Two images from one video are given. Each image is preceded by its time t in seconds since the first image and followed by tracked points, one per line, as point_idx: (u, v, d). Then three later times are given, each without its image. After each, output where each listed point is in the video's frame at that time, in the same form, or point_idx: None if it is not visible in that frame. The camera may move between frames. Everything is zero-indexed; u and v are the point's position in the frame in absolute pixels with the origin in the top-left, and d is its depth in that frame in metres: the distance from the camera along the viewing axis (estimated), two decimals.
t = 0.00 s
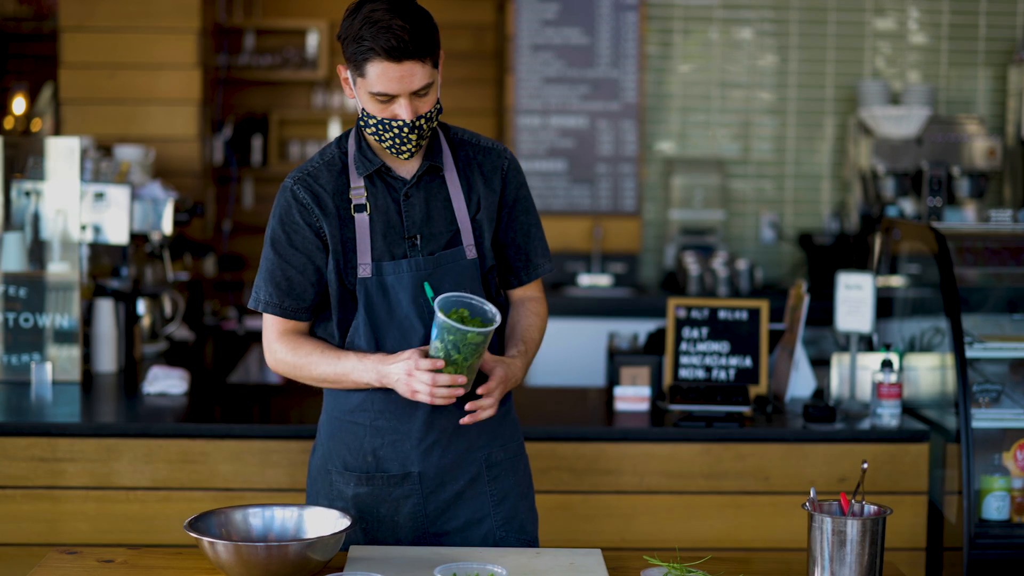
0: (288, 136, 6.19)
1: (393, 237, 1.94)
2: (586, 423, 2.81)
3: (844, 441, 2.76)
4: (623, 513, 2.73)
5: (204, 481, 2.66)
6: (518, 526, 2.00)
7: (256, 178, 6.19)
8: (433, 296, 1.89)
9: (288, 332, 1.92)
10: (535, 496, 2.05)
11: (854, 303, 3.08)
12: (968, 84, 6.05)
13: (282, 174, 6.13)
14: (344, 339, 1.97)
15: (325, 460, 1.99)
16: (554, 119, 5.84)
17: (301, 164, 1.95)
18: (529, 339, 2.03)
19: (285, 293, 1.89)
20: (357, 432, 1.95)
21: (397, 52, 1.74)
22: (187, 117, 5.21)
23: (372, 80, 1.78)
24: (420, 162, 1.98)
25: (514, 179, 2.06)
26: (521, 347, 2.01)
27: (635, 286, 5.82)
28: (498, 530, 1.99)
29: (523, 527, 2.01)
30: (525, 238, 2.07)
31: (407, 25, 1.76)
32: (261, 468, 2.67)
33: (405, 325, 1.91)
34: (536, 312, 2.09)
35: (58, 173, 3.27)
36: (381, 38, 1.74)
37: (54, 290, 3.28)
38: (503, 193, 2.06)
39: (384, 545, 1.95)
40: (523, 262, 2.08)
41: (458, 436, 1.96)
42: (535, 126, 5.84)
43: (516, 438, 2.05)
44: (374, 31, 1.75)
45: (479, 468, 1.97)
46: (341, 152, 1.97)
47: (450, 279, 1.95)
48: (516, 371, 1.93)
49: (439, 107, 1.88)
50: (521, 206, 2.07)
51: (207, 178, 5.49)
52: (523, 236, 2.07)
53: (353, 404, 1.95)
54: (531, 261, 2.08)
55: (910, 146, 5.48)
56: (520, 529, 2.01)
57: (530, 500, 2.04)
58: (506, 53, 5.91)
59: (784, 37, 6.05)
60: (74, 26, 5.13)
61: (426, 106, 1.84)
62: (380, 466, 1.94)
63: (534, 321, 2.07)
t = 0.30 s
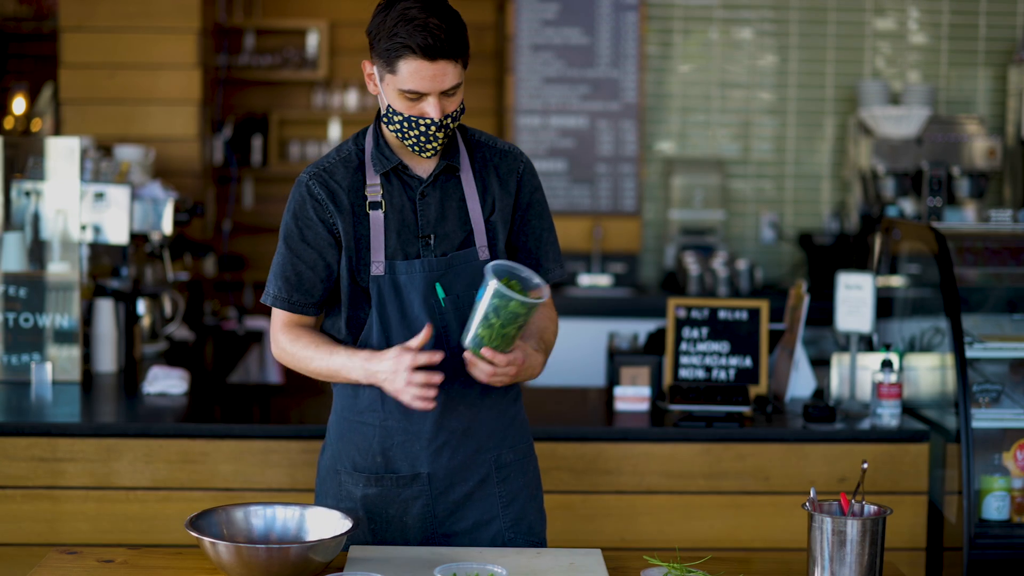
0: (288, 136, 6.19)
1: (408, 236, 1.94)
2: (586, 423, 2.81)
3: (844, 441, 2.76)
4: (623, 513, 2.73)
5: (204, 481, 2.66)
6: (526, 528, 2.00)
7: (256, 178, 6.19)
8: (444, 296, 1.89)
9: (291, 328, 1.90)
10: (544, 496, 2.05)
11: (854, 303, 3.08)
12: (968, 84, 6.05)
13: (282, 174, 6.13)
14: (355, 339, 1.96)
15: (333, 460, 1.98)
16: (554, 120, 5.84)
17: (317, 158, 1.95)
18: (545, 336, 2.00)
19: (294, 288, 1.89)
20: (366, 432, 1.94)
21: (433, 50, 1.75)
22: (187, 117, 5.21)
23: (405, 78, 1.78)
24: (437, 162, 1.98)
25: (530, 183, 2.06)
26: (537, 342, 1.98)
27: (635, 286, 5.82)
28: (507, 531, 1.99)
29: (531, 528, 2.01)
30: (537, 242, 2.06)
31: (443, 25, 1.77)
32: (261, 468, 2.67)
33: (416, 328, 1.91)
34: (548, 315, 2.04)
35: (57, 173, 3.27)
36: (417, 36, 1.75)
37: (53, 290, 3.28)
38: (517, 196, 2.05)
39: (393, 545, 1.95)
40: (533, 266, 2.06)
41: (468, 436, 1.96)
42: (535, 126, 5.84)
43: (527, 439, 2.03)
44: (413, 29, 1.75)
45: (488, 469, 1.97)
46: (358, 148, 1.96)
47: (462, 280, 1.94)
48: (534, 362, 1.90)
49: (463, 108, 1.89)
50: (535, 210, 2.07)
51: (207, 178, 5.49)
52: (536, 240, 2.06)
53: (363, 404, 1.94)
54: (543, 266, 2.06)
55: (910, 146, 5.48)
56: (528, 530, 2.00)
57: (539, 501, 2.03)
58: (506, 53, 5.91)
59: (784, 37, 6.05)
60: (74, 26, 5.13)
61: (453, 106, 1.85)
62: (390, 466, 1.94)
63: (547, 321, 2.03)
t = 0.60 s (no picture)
0: (288, 136, 6.19)
1: (415, 236, 1.95)
2: (586, 423, 2.81)
3: (844, 441, 2.76)
4: (623, 513, 2.73)
5: (204, 481, 2.66)
6: (534, 529, 2.00)
7: (257, 178, 6.19)
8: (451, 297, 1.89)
9: (277, 351, 1.88)
10: (552, 497, 2.05)
11: (854, 303, 3.08)
12: (968, 84, 6.05)
13: (282, 174, 6.13)
14: (362, 343, 1.96)
15: (341, 460, 1.98)
16: (554, 120, 5.84)
17: (323, 159, 1.96)
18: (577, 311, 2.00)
19: (297, 290, 1.89)
20: (374, 434, 1.94)
21: (446, 42, 1.75)
22: (187, 117, 5.21)
23: (416, 71, 1.78)
24: (444, 162, 1.98)
25: (537, 182, 2.07)
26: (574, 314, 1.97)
27: (635, 286, 5.82)
28: (514, 532, 1.98)
29: (539, 528, 2.01)
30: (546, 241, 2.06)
31: (456, 16, 1.77)
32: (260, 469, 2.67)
33: (424, 329, 1.91)
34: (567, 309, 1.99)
35: (58, 173, 3.27)
36: (430, 27, 1.75)
37: (54, 290, 3.29)
38: (525, 196, 2.05)
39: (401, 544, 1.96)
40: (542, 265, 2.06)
41: (476, 437, 1.95)
42: (535, 126, 5.84)
43: (535, 439, 2.02)
44: (425, 20, 1.75)
45: (496, 470, 1.97)
46: (364, 149, 1.97)
47: (469, 281, 1.94)
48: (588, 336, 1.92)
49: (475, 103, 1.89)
50: (544, 209, 2.06)
51: (207, 178, 5.49)
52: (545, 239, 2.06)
53: (370, 406, 1.94)
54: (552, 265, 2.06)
55: (910, 146, 5.48)
56: (536, 531, 2.00)
57: (547, 502, 2.03)
58: (506, 53, 5.91)
59: (784, 37, 6.05)
60: (74, 26, 5.13)
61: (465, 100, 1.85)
62: (398, 468, 1.94)
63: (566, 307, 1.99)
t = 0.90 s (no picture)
0: (288, 136, 6.19)
1: (417, 239, 1.94)
2: (586, 423, 2.81)
3: (844, 441, 2.76)
4: (622, 513, 2.73)
5: (204, 481, 2.66)
6: (534, 529, 2.00)
7: (257, 178, 6.19)
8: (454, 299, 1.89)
9: (281, 363, 1.84)
10: (551, 497, 2.05)
11: (853, 303, 3.08)
12: (968, 84, 6.05)
13: (282, 174, 6.13)
14: (361, 344, 1.96)
15: (341, 461, 1.98)
16: (554, 120, 5.84)
17: (324, 162, 1.95)
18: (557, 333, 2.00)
19: (303, 294, 1.88)
20: (375, 433, 1.94)
21: (413, 50, 1.73)
22: (187, 117, 5.21)
23: (387, 77, 1.78)
24: (445, 164, 1.97)
25: (541, 183, 2.05)
26: (550, 341, 1.97)
27: (635, 286, 5.82)
28: (515, 532, 1.98)
29: (539, 529, 2.01)
30: (550, 241, 2.06)
31: (426, 22, 1.74)
32: (260, 469, 2.67)
33: (423, 331, 1.91)
34: (562, 312, 2.03)
35: (58, 173, 3.27)
36: (398, 34, 1.73)
37: (53, 290, 3.29)
38: (527, 197, 2.04)
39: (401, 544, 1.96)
40: (547, 265, 2.06)
41: (477, 437, 1.95)
42: (534, 126, 5.84)
43: (535, 439, 2.03)
44: (395, 27, 1.74)
45: (497, 470, 1.97)
46: (366, 151, 1.96)
47: (471, 282, 1.94)
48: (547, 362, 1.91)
49: (459, 106, 1.86)
50: (547, 210, 2.06)
51: (207, 178, 5.49)
52: (548, 239, 2.06)
53: (371, 406, 1.94)
54: (556, 265, 2.06)
55: (910, 146, 5.48)
56: (536, 532, 2.00)
57: (547, 503, 2.03)
58: (506, 53, 5.91)
59: (784, 37, 6.05)
60: (74, 25, 5.13)
61: (443, 105, 1.82)
62: (398, 468, 1.94)
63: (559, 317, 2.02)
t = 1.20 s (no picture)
0: (288, 136, 6.19)
1: (414, 241, 1.95)
2: (586, 423, 2.81)
3: (844, 441, 2.76)
4: (622, 513, 2.73)
5: (204, 481, 2.66)
6: (532, 529, 2.00)
7: (256, 178, 6.19)
8: (451, 301, 1.89)
9: (281, 365, 1.86)
10: (549, 497, 2.04)
11: (853, 303, 3.08)
12: (968, 84, 6.05)
13: (282, 174, 6.13)
14: (358, 343, 1.96)
15: (338, 461, 1.99)
16: (554, 120, 5.84)
17: (323, 162, 1.94)
18: (535, 350, 2.00)
19: (302, 295, 1.88)
20: (373, 433, 1.95)
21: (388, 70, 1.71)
22: (187, 117, 5.21)
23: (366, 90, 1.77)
24: (443, 166, 1.97)
25: (539, 185, 2.04)
26: (525, 357, 1.98)
27: (635, 286, 5.82)
28: (512, 532, 1.98)
29: (537, 528, 2.01)
30: (548, 243, 2.05)
31: (402, 39, 1.71)
32: (260, 469, 2.67)
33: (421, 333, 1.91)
34: (551, 320, 2.06)
35: (57, 173, 3.26)
36: (374, 52, 1.71)
37: (53, 290, 3.29)
38: (526, 199, 2.04)
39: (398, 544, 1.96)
40: (545, 267, 2.06)
41: (474, 437, 1.95)
42: (534, 126, 5.84)
43: (532, 439, 2.03)
44: (371, 42, 1.71)
45: (494, 470, 1.97)
46: (364, 151, 1.96)
47: (468, 285, 1.94)
48: (509, 383, 1.89)
49: (442, 115, 1.84)
50: (546, 212, 2.05)
51: (207, 178, 5.50)
52: (547, 241, 2.05)
53: (368, 406, 1.95)
54: (555, 267, 2.06)
55: (910, 146, 5.48)
56: (534, 531, 2.00)
57: (544, 502, 2.03)
58: (506, 53, 5.91)
59: (784, 37, 6.05)
60: (74, 25, 5.13)
61: (424, 116, 1.82)
62: (395, 468, 1.94)
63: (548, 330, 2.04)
